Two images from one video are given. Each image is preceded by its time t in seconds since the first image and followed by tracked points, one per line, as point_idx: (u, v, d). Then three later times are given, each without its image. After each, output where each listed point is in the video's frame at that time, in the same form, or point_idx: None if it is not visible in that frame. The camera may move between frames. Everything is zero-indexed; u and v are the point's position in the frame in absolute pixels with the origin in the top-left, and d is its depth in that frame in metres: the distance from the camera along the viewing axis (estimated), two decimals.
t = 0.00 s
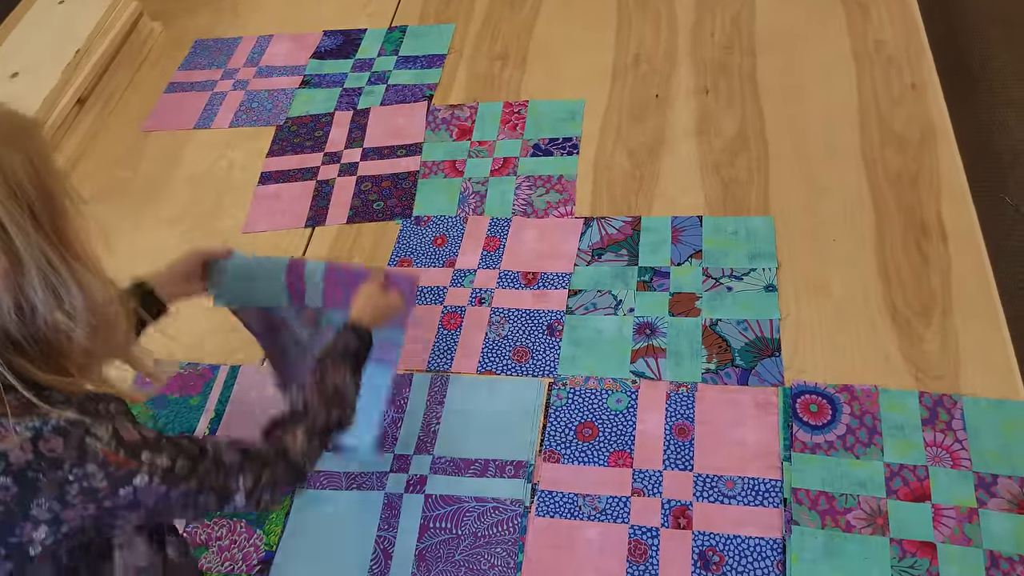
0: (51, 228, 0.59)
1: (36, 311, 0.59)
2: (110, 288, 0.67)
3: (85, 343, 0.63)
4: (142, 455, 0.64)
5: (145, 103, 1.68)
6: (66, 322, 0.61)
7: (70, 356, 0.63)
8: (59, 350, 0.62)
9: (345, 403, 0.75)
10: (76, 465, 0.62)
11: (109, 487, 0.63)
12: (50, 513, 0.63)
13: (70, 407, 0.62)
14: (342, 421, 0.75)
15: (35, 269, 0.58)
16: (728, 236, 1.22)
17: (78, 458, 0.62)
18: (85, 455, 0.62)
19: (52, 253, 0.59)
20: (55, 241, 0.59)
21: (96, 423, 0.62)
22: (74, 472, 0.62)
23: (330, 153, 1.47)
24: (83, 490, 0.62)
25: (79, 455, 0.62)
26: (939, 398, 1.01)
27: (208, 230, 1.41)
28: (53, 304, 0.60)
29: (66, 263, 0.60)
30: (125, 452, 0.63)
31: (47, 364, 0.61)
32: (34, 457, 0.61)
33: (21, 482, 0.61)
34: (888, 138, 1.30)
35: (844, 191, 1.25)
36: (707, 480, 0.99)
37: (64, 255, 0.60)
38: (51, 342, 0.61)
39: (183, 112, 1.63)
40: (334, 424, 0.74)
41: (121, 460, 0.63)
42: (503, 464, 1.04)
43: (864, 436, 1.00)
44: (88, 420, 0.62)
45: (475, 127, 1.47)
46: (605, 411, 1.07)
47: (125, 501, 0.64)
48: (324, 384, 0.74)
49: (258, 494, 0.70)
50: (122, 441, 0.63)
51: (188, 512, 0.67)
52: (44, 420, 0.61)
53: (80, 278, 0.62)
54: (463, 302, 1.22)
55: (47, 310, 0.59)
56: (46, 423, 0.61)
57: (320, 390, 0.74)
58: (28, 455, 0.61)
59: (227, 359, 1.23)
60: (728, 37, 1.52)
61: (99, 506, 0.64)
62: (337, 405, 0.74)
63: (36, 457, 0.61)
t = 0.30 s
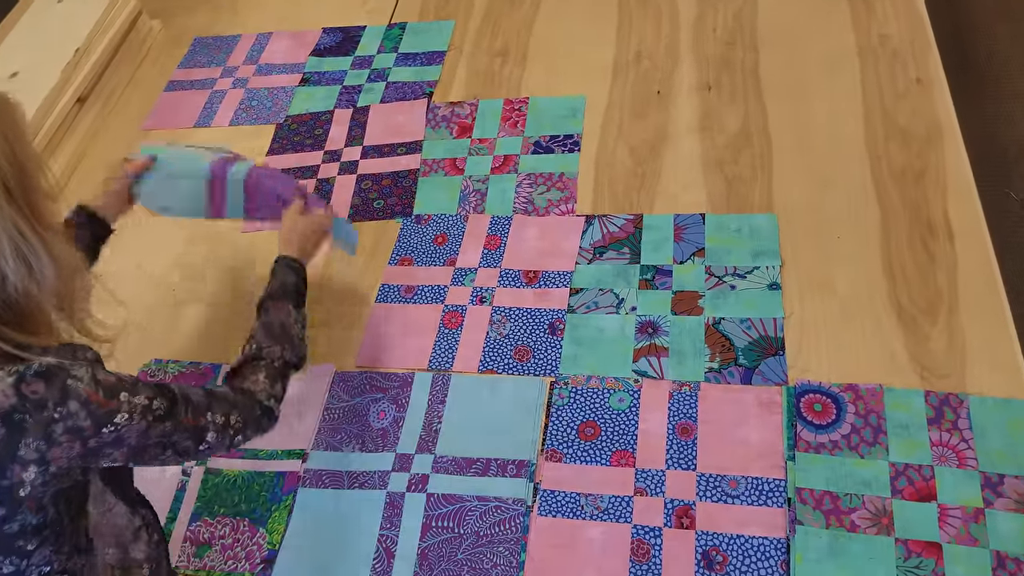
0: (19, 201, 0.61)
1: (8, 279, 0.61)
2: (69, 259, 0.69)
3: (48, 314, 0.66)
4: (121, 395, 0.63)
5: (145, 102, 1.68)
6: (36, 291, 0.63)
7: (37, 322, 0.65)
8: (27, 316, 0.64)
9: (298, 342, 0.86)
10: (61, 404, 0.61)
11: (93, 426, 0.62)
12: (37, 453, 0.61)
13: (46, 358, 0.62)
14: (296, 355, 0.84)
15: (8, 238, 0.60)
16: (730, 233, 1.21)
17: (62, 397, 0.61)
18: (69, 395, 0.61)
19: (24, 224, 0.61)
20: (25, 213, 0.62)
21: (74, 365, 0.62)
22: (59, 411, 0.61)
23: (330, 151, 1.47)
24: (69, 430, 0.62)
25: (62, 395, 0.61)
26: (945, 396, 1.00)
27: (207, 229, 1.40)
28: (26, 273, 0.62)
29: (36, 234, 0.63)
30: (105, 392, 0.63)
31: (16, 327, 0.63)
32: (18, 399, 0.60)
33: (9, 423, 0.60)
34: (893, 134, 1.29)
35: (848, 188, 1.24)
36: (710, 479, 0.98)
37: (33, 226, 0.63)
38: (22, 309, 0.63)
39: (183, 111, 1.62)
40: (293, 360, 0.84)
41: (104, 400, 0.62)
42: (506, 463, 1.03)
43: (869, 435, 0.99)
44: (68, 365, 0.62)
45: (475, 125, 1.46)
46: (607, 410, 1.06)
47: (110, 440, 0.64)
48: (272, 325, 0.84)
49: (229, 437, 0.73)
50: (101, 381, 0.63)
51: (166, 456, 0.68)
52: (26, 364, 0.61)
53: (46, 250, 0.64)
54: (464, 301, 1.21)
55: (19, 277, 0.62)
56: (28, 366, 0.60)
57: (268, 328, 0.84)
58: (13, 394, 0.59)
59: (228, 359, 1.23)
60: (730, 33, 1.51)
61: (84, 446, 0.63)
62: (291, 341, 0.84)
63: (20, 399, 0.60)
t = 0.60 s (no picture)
0: (51, 202, 0.69)
1: (37, 268, 0.69)
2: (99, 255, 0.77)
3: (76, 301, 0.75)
4: (137, 387, 0.72)
5: (149, 98, 1.67)
6: (63, 281, 0.72)
7: (61, 305, 0.74)
8: (53, 300, 0.73)
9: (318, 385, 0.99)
10: (81, 384, 0.69)
11: (108, 410, 0.70)
12: (53, 429, 0.69)
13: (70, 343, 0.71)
14: (313, 398, 0.98)
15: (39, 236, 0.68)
16: (737, 229, 1.21)
17: (84, 377, 0.69)
18: (90, 376, 0.70)
19: (54, 224, 0.69)
20: (56, 212, 0.70)
21: (98, 352, 0.72)
22: (79, 390, 0.69)
23: (335, 147, 1.46)
24: (85, 410, 0.69)
25: (83, 376, 0.69)
26: (953, 392, 1.00)
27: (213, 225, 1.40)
28: (54, 266, 0.70)
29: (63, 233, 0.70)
30: (123, 381, 0.71)
31: (44, 310, 0.72)
32: (45, 375, 0.68)
33: (33, 396, 0.68)
34: (900, 129, 1.29)
35: (855, 183, 1.23)
36: (718, 476, 0.98)
37: (63, 225, 0.70)
38: (48, 293, 0.72)
39: (187, 107, 1.62)
40: (304, 400, 0.96)
41: (120, 388, 0.71)
42: (513, 461, 1.03)
43: (877, 431, 0.99)
44: (92, 353, 0.72)
45: (480, 121, 1.45)
46: (614, 406, 1.06)
47: (121, 428, 0.71)
48: (296, 368, 0.99)
49: (229, 451, 0.82)
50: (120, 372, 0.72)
51: (169, 458, 0.76)
52: (54, 347, 0.70)
53: (74, 245, 0.72)
54: (471, 298, 1.21)
55: (47, 270, 0.70)
56: (58, 349, 0.70)
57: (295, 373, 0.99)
58: (41, 372, 0.68)
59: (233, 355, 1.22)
60: (736, 28, 1.50)
61: (96, 430, 0.71)
62: (307, 385, 0.98)
63: (46, 375, 0.68)
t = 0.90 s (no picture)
0: (83, 204, 0.70)
1: (63, 265, 0.70)
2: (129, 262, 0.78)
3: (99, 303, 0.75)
4: (151, 384, 0.76)
5: (155, 95, 1.68)
6: (87, 279, 0.72)
7: (85, 306, 0.74)
8: (78, 301, 0.73)
9: (325, 402, 1.05)
10: (100, 376, 0.72)
11: (123, 403, 0.74)
12: (69, 419, 0.72)
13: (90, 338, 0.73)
14: (318, 415, 1.03)
15: (67, 233, 0.69)
16: (742, 225, 1.21)
17: (102, 370, 0.72)
18: (107, 369, 0.73)
19: (83, 223, 0.70)
20: (85, 212, 0.70)
21: (117, 347, 0.75)
22: (97, 381, 0.72)
23: (340, 144, 1.47)
24: (100, 402, 0.73)
25: (101, 369, 0.73)
26: (958, 388, 1.00)
27: (218, 222, 1.41)
28: (80, 264, 0.71)
29: (92, 233, 0.71)
30: (139, 377, 0.75)
31: (68, 308, 0.72)
32: (64, 365, 0.71)
33: (52, 385, 0.70)
34: (904, 125, 1.29)
35: (860, 180, 1.24)
36: (723, 471, 0.98)
37: (93, 226, 0.71)
38: (72, 293, 0.72)
39: (192, 104, 1.63)
40: (312, 416, 1.01)
41: (136, 383, 0.75)
42: (518, 456, 1.04)
43: (882, 427, 0.99)
44: (111, 347, 0.74)
45: (485, 117, 1.46)
46: (619, 402, 1.06)
47: (134, 423, 0.76)
48: (305, 388, 1.04)
49: (234, 455, 0.88)
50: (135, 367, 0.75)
51: (176, 456, 0.82)
52: (76, 339, 0.72)
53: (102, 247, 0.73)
54: (476, 294, 1.21)
55: (73, 268, 0.71)
56: (79, 341, 0.72)
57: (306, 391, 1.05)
58: (61, 361, 0.71)
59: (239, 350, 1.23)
60: (740, 24, 1.50)
61: (110, 422, 0.74)
62: (312, 402, 1.03)
63: (66, 365, 0.71)
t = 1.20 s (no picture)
0: (66, 190, 0.66)
1: (38, 253, 0.66)
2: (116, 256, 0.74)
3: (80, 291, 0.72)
4: (138, 389, 0.70)
5: (159, 92, 1.69)
6: (66, 269, 0.68)
7: (65, 295, 0.71)
8: (57, 289, 0.69)
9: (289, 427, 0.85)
10: (80, 378, 0.69)
11: (104, 407, 0.69)
12: (49, 422, 0.69)
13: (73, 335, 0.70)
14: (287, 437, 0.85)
15: (45, 221, 0.65)
16: (742, 223, 1.21)
17: (83, 372, 0.69)
18: (89, 370, 0.69)
19: (64, 210, 0.66)
20: (69, 198, 0.66)
21: (103, 348, 0.71)
22: (77, 384, 0.68)
23: (343, 141, 1.48)
24: (81, 405, 0.68)
25: (83, 370, 0.69)
26: (955, 386, 1.01)
27: (221, 219, 1.42)
28: (56, 252, 0.67)
29: (74, 221, 0.67)
30: (124, 380, 0.70)
31: (46, 296, 0.69)
32: (45, 366, 0.68)
33: (32, 386, 0.68)
34: (904, 125, 1.29)
35: (860, 179, 1.24)
36: (720, 468, 0.99)
37: (77, 213, 0.67)
38: (50, 282, 0.69)
39: (196, 101, 1.63)
40: (280, 443, 0.84)
41: (120, 386, 0.69)
42: (517, 452, 1.04)
43: (878, 424, 0.99)
44: (96, 347, 0.71)
45: (487, 115, 1.46)
46: (617, 398, 1.07)
47: (113, 432, 0.69)
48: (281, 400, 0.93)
49: (216, 493, 0.74)
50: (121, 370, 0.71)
51: (156, 482, 0.71)
52: (58, 337, 0.70)
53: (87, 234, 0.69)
54: (476, 290, 1.22)
55: (51, 256, 0.67)
56: (62, 340, 0.69)
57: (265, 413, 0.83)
58: (43, 362, 0.68)
59: (241, 345, 1.23)
60: (742, 24, 1.51)
61: (90, 428, 0.69)
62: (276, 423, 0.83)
63: (46, 366, 0.68)
